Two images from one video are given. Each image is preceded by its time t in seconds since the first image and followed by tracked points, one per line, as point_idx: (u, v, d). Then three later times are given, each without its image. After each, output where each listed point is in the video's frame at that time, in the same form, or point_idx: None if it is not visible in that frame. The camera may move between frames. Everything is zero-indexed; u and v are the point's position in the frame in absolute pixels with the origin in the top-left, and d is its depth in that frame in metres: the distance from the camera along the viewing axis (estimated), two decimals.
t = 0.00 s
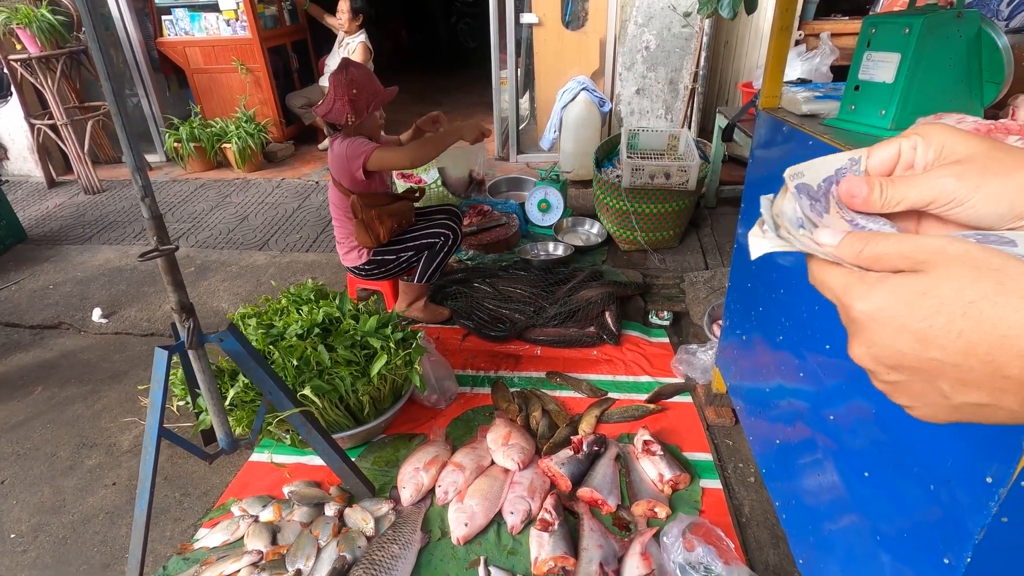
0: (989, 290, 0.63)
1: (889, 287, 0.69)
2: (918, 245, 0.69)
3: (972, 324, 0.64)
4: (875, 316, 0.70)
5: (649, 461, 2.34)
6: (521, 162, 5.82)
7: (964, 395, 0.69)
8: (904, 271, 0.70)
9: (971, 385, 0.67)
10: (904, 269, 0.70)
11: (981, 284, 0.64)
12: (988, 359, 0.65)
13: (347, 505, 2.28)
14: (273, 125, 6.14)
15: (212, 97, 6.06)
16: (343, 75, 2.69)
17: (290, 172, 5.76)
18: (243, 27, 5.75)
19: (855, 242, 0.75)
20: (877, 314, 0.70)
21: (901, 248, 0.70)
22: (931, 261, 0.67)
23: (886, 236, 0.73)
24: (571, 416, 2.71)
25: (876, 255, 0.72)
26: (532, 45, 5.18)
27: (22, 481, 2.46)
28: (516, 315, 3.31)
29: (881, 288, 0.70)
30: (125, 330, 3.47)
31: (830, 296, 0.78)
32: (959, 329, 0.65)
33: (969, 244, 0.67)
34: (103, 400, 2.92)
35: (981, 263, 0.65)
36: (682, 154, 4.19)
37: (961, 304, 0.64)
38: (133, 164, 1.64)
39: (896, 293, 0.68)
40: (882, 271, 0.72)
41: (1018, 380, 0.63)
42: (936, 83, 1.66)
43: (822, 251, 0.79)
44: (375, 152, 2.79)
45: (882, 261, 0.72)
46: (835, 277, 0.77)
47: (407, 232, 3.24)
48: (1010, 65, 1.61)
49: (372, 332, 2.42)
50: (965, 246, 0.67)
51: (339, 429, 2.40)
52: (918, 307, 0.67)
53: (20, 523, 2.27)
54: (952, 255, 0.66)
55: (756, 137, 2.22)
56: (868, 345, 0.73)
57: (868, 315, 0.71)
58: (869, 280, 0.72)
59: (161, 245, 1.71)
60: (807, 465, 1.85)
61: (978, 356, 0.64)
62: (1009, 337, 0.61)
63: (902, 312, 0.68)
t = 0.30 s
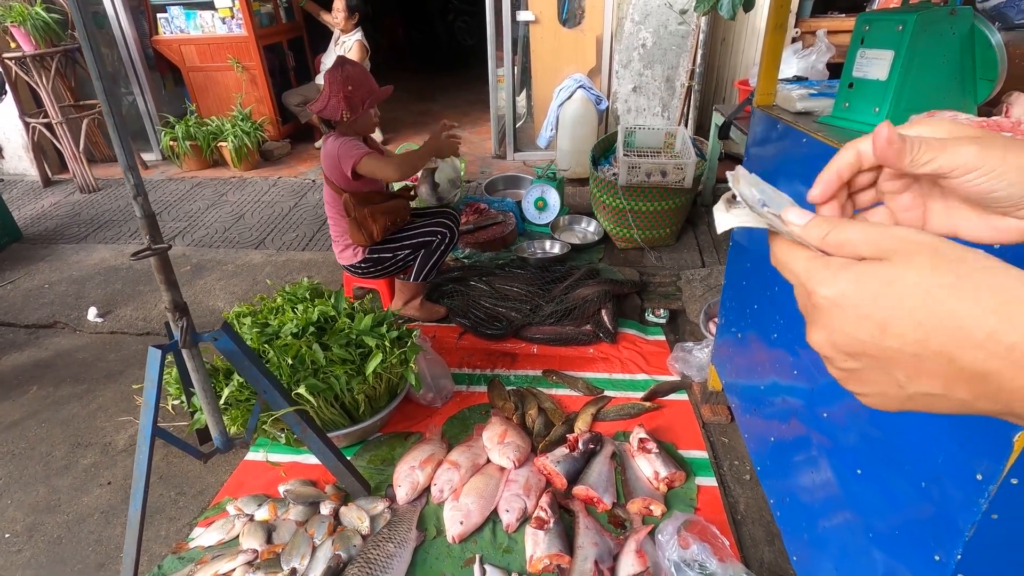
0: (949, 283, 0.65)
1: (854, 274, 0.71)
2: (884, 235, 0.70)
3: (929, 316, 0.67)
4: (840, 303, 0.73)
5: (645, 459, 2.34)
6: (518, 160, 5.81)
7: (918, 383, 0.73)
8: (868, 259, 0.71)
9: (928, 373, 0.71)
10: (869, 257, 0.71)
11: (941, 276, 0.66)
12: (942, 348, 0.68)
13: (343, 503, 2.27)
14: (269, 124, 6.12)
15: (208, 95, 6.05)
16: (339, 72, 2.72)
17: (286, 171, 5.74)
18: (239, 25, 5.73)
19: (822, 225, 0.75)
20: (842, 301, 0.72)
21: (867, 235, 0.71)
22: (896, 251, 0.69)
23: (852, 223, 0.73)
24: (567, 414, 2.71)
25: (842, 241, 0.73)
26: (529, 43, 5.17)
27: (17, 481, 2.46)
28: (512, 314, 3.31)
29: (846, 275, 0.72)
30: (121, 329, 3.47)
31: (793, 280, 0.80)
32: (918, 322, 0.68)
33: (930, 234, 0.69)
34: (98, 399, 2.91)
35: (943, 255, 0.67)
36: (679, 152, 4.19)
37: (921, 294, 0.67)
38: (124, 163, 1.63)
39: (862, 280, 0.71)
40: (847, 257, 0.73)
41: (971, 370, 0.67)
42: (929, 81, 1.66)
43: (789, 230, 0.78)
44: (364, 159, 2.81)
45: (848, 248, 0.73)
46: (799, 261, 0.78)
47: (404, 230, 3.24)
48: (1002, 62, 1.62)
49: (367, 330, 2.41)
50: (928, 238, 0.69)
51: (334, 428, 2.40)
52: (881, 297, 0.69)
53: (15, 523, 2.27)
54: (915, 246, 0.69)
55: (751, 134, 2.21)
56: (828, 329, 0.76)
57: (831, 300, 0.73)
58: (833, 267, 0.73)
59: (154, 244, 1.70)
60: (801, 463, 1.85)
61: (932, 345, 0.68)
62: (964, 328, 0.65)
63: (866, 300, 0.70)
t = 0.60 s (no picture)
0: (924, 268, 0.66)
1: (835, 263, 0.73)
2: (872, 224, 0.73)
3: (905, 301, 0.67)
4: (823, 291, 0.74)
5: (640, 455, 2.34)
6: (515, 158, 5.81)
7: (903, 368, 0.74)
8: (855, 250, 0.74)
9: (909, 360, 0.71)
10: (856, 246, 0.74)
11: (919, 262, 0.67)
12: (921, 335, 0.68)
13: (338, 501, 2.28)
14: (265, 122, 6.11)
15: (204, 94, 6.04)
16: (342, 70, 2.73)
17: (283, 169, 5.73)
18: (234, 24, 5.71)
19: (818, 215, 0.79)
20: (825, 289, 0.74)
21: (857, 224, 0.74)
22: (880, 240, 0.71)
23: (846, 213, 0.76)
24: (563, 412, 2.72)
25: (833, 229, 0.76)
26: (526, 40, 5.16)
27: (12, 480, 2.46)
28: (508, 311, 3.32)
29: (829, 264, 0.74)
30: (117, 328, 3.46)
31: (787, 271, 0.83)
32: (896, 307, 0.69)
33: (917, 224, 0.71)
34: (94, 398, 2.91)
35: (924, 243, 0.68)
36: (675, 150, 4.19)
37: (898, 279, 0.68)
38: (116, 161, 1.63)
39: (843, 268, 0.72)
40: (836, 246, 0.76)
41: (947, 356, 0.67)
42: (920, 77, 1.66)
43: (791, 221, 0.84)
44: (357, 168, 2.82)
45: (838, 236, 0.76)
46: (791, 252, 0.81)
47: (401, 229, 3.25)
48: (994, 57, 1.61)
49: (362, 329, 2.41)
50: (912, 226, 0.70)
51: (330, 426, 2.40)
52: (859, 284, 0.71)
53: (10, 522, 2.27)
54: (899, 235, 0.70)
55: (745, 131, 2.22)
56: (815, 319, 0.78)
57: (815, 290, 0.75)
58: (820, 257, 0.76)
59: (146, 243, 1.70)
60: (794, 460, 1.85)
61: (911, 331, 0.68)
62: (939, 312, 0.65)
63: (846, 286, 0.72)
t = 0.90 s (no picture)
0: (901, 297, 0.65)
1: (807, 295, 0.71)
2: (834, 255, 0.71)
3: (886, 330, 0.66)
4: (798, 324, 0.73)
5: (641, 454, 2.36)
6: (515, 156, 5.82)
7: (883, 396, 0.73)
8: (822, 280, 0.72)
9: (890, 386, 0.71)
10: (822, 277, 0.72)
11: (892, 290, 0.66)
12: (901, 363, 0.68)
13: (341, 500, 2.29)
14: (265, 121, 6.11)
15: (203, 93, 6.03)
16: (349, 69, 2.74)
17: (282, 168, 5.73)
18: (233, 22, 5.70)
19: (777, 245, 0.76)
20: (800, 322, 0.72)
21: (819, 255, 0.72)
22: (847, 269, 0.70)
23: (804, 243, 0.74)
24: (564, 410, 2.73)
25: (794, 260, 0.74)
26: (525, 39, 5.16)
27: (16, 480, 2.47)
28: (509, 310, 3.33)
29: (800, 297, 0.72)
30: (118, 328, 3.47)
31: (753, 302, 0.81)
32: (875, 337, 0.68)
33: (879, 250, 0.70)
34: (96, 398, 2.92)
35: (891, 270, 0.68)
36: (674, 148, 4.20)
37: (874, 310, 0.67)
38: (119, 163, 1.63)
39: (814, 302, 0.70)
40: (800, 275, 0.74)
41: (929, 381, 0.67)
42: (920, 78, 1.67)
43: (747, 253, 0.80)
44: (358, 168, 2.81)
45: (800, 269, 0.74)
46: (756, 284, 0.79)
47: (402, 229, 3.26)
48: (992, 59, 1.63)
49: (364, 328, 2.42)
50: (874, 254, 0.69)
51: (332, 426, 2.41)
52: (835, 316, 0.69)
53: (14, 522, 2.28)
54: (864, 264, 0.69)
55: (745, 130, 2.23)
56: (791, 351, 0.76)
57: (791, 323, 0.73)
58: (788, 288, 0.74)
59: (150, 244, 1.71)
60: (795, 458, 1.87)
61: (892, 360, 0.68)
62: (920, 339, 0.65)
63: (820, 319, 0.70)
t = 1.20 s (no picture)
0: (944, 284, 0.65)
1: (852, 273, 0.72)
2: (887, 236, 0.71)
3: (926, 314, 0.67)
4: (838, 302, 0.73)
5: (641, 452, 2.36)
6: (514, 154, 5.81)
7: (912, 379, 0.74)
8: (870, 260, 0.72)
9: (919, 372, 0.72)
10: (872, 257, 0.72)
11: (937, 276, 0.66)
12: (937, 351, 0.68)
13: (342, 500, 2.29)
14: (263, 119, 6.09)
15: (201, 91, 6.01)
16: (354, 70, 2.72)
17: (281, 166, 5.72)
18: (231, 20, 5.68)
19: (832, 221, 0.76)
20: (841, 300, 0.73)
21: (872, 235, 0.72)
22: (898, 252, 0.70)
23: (860, 221, 0.74)
24: (564, 409, 2.73)
25: (847, 238, 0.74)
26: (525, 36, 5.14)
27: (16, 480, 2.46)
28: (509, 309, 3.33)
29: (844, 275, 0.73)
30: (118, 327, 3.46)
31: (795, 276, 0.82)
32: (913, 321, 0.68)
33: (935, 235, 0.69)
34: (96, 397, 2.91)
35: (941, 257, 0.67)
36: (674, 146, 4.19)
37: (916, 294, 0.67)
38: (118, 163, 1.62)
39: (860, 281, 0.71)
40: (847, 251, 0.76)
41: (962, 371, 0.67)
42: (922, 75, 1.66)
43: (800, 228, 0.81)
44: (352, 171, 2.83)
45: (851, 247, 0.74)
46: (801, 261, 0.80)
47: (401, 228, 3.25)
48: (995, 55, 1.63)
49: (364, 328, 2.41)
50: (929, 239, 0.69)
51: (332, 425, 2.41)
52: (876, 295, 0.70)
53: (14, 522, 2.27)
54: (916, 249, 0.69)
55: (745, 129, 2.23)
56: (826, 328, 0.77)
57: (831, 301, 0.74)
58: (835, 266, 0.75)
59: (149, 244, 1.70)
60: (796, 457, 1.86)
61: (926, 346, 0.68)
62: (958, 329, 0.65)
63: (862, 299, 0.71)
